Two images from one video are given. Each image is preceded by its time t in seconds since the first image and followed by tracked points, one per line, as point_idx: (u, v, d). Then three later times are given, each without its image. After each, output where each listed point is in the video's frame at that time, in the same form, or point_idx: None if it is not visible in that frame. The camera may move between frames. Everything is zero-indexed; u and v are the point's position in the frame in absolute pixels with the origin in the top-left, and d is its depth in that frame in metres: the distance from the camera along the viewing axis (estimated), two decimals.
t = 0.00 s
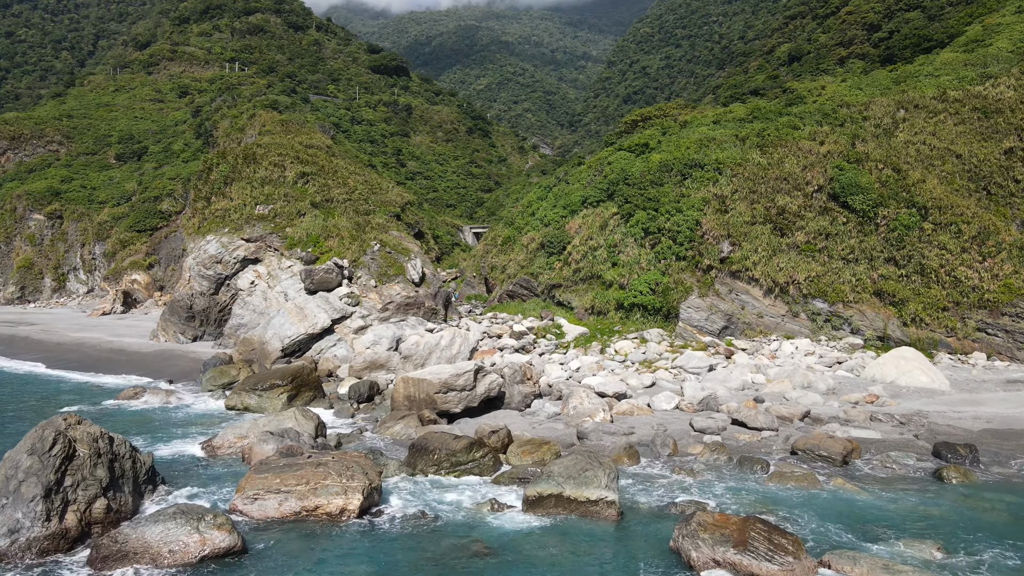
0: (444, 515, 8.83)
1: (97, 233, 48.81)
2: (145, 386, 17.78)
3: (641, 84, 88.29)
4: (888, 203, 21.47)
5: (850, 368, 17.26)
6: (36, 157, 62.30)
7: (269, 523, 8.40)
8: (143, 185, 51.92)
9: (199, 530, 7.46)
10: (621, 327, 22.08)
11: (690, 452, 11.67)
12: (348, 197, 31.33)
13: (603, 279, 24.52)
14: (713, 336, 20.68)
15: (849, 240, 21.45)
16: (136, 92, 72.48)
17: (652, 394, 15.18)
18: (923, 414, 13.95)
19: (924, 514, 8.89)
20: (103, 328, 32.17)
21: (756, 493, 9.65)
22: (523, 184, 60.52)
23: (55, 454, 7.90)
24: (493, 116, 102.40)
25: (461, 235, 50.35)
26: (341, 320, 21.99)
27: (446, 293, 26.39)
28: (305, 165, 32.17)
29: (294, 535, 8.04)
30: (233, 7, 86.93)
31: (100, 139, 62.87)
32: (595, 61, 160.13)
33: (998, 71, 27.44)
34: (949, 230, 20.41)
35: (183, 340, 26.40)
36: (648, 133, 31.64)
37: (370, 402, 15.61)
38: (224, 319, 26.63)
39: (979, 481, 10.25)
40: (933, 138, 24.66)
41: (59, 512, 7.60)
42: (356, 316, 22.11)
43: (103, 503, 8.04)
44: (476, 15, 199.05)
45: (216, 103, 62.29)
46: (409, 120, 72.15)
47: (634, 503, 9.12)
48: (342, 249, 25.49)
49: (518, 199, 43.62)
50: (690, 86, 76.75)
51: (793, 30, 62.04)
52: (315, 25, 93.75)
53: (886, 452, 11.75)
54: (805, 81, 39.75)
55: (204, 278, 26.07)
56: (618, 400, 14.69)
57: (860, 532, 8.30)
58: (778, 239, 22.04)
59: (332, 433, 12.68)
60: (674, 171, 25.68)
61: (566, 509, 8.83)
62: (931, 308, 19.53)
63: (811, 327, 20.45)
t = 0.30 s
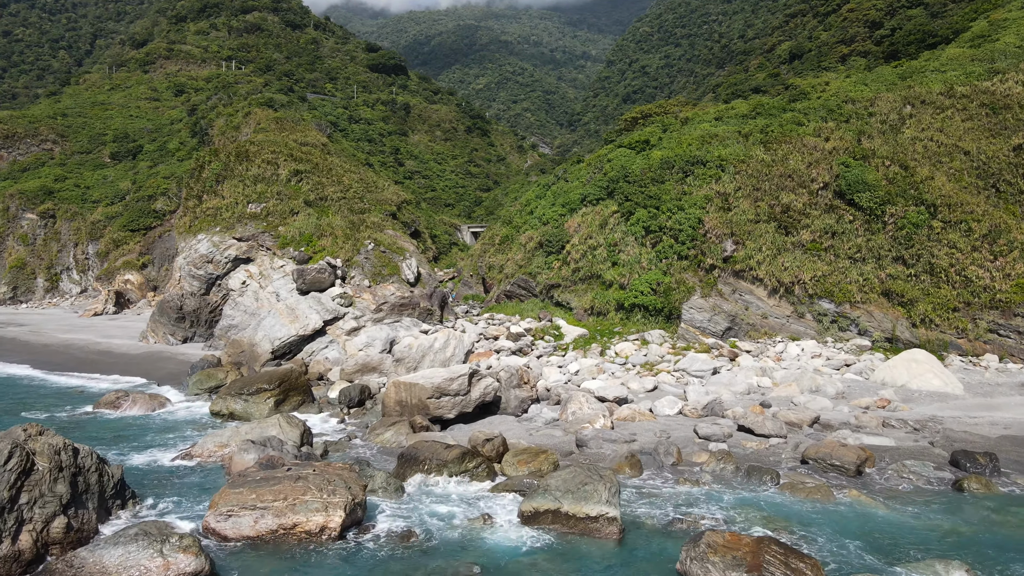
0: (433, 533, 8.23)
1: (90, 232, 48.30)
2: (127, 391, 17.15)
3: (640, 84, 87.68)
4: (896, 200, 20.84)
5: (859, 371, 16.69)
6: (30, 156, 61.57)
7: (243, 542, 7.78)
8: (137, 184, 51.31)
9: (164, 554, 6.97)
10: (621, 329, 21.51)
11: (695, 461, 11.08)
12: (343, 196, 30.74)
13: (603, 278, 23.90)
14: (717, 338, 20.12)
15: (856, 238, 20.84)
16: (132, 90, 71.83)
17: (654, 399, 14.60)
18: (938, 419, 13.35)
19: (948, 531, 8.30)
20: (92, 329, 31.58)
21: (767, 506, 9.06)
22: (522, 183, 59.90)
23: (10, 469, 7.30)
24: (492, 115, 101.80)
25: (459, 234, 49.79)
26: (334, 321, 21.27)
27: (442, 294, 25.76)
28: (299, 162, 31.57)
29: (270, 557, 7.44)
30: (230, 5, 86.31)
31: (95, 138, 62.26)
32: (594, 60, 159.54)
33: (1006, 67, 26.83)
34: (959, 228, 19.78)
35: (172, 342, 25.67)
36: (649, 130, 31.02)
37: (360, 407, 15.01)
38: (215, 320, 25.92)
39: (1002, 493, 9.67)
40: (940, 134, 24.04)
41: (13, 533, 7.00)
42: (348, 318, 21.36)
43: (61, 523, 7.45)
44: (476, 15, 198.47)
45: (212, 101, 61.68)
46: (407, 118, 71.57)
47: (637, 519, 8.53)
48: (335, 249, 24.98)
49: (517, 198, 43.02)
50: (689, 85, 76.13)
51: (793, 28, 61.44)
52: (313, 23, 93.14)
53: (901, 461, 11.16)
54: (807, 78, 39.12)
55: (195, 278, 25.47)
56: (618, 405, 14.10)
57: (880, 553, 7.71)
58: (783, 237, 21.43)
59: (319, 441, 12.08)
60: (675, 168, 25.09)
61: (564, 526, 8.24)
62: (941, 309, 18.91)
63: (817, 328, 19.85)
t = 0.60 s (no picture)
0: (421, 553, 7.67)
1: (83, 232, 47.71)
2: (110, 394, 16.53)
3: (639, 83, 87.09)
4: (905, 197, 20.20)
5: (868, 374, 16.11)
6: (23, 154, 60.81)
7: (213, 565, 7.17)
8: (131, 183, 50.74)
9: None
10: (621, 330, 20.94)
11: (701, 471, 10.49)
12: (337, 193, 30.13)
13: (602, 278, 23.30)
14: (720, 340, 19.55)
15: (863, 236, 20.21)
16: (128, 89, 71.17)
17: (656, 404, 14.00)
18: (954, 426, 12.73)
19: (975, 553, 7.73)
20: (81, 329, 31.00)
21: (779, 522, 8.48)
22: (520, 181, 59.27)
23: None
24: (491, 114, 101.16)
25: (457, 233, 49.21)
26: (326, 322, 20.69)
27: (438, 293, 25.12)
28: (293, 160, 30.95)
29: None
30: (228, 4, 85.72)
31: (90, 137, 61.65)
32: (594, 59, 158.96)
33: (1014, 62, 26.21)
34: (970, 226, 19.14)
35: (162, 343, 24.94)
36: (650, 126, 30.40)
37: (350, 412, 14.42)
38: (206, 321, 25.32)
39: None
40: (948, 130, 23.41)
41: None
42: (341, 318, 20.77)
43: (12, 543, 6.85)
44: (475, 15, 197.89)
45: (208, 99, 61.05)
46: (405, 117, 71.03)
47: (641, 537, 7.96)
48: (328, 247, 24.41)
49: (515, 197, 42.45)
50: (689, 84, 75.51)
51: (794, 26, 60.82)
52: (311, 22, 92.53)
53: (919, 470, 10.57)
54: (810, 74, 38.49)
55: (185, 278, 24.88)
56: (619, 410, 13.48)
57: None
58: (788, 235, 20.80)
59: (304, 449, 11.48)
60: (677, 165, 24.50)
61: (562, 546, 7.67)
62: (952, 309, 18.29)
63: (823, 329, 19.25)
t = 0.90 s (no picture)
0: None
1: (76, 231, 47.10)
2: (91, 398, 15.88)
3: (639, 82, 86.42)
4: (914, 194, 19.58)
5: (879, 377, 15.53)
6: (17, 153, 60.12)
7: None
8: (125, 182, 50.12)
9: None
10: (622, 332, 20.33)
11: (708, 482, 9.90)
12: (331, 191, 29.55)
13: (602, 277, 22.70)
14: (724, 341, 18.95)
15: (871, 234, 19.59)
16: (124, 87, 70.49)
17: (659, 408, 13.40)
18: (971, 432, 12.11)
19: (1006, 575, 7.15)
20: (70, 330, 30.37)
21: (793, 542, 7.90)
22: (520, 180, 58.63)
23: None
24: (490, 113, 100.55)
25: (455, 233, 48.59)
26: (317, 323, 20.19)
27: (434, 293, 24.54)
28: (286, 157, 30.38)
29: None
30: (225, 2, 85.10)
31: (85, 136, 61.01)
32: (593, 59, 158.39)
33: None
34: (982, 223, 18.54)
35: (151, 344, 24.39)
36: (651, 123, 29.81)
37: (339, 417, 13.84)
38: (196, 321, 24.62)
39: None
40: (957, 126, 22.78)
41: None
42: (333, 319, 20.34)
43: None
44: (474, 14, 197.31)
45: (204, 97, 60.42)
46: (404, 116, 70.44)
47: (644, 561, 7.42)
48: (321, 246, 23.84)
49: (514, 196, 41.81)
50: (689, 83, 74.95)
51: (795, 25, 60.25)
52: (309, 20, 91.92)
53: (938, 481, 9.98)
54: (813, 71, 37.89)
55: (175, 278, 24.21)
56: (620, 416, 12.89)
57: None
58: (794, 233, 20.19)
59: (288, 458, 10.88)
60: (679, 161, 23.90)
61: (559, 569, 7.09)
62: (964, 310, 17.66)
63: (830, 330, 18.65)
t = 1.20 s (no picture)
0: None
1: (70, 231, 46.54)
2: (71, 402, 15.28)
3: (639, 81, 85.78)
4: (923, 190, 19.01)
5: (890, 381, 14.95)
6: (12, 152, 59.49)
7: None
8: (120, 180, 49.54)
9: None
10: (624, 333, 19.73)
11: (715, 494, 9.33)
12: (326, 189, 28.99)
13: (602, 277, 22.10)
14: (728, 343, 18.35)
15: (880, 232, 19.00)
16: (120, 86, 69.85)
17: (663, 414, 12.82)
18: (991, 438, 11.50)
19: None
20: (58, 331, 29.69)
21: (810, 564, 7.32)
22: (519, 179, 57.99)
23: None
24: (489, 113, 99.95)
25: (454, 232, 47.98)
26: (308, 325, 19.68)
27: (430, 293, 23.94)
28: (279, 154, 29.81)
29: None
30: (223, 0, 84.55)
31: (80, 134, 60.36)
32: (593, 59, 157.73)
33: None
34: (994, 221, 17.94)
35: (140, 346, 23.77)
36: (652, 119, 29.23)
37: (328, 422, 13.25)
38: (186, 322, 24.02)
39: None
40: (966, 122, 22.17)
41: None
42: (325, 320, 19.76)
43: None
44: (474, 14, 196.76)
45: (200, 96, 59.81)
46: (402, 115, 69.87)
47: None
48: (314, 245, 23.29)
49: (513, 194, 41.19)
50: (689, 83, 74.35)
51: (796, 23, 59.64)
52: (308, 19, 91.36)
53: (960, 492, 9.40)
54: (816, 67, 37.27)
55: (164, 277, 23.58)
56: (622, 421, 12.30)
57: None
58: (800, 231, 19.61)
59: (271, 467, 10.28)
60: (682, 158, 23.36)
61: None
62: (977, 310, 17.03)
63: (838, 331, 18.05)
